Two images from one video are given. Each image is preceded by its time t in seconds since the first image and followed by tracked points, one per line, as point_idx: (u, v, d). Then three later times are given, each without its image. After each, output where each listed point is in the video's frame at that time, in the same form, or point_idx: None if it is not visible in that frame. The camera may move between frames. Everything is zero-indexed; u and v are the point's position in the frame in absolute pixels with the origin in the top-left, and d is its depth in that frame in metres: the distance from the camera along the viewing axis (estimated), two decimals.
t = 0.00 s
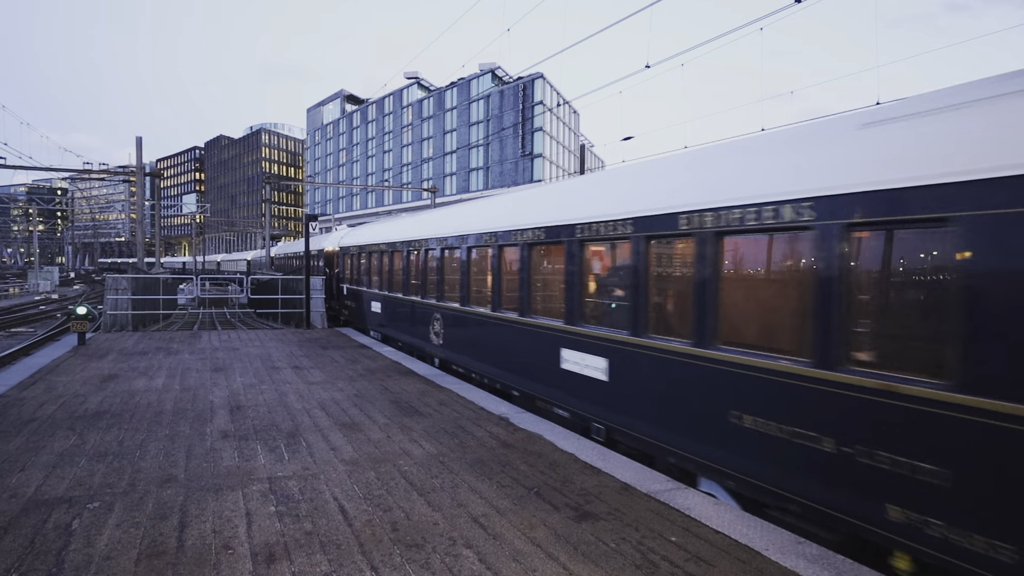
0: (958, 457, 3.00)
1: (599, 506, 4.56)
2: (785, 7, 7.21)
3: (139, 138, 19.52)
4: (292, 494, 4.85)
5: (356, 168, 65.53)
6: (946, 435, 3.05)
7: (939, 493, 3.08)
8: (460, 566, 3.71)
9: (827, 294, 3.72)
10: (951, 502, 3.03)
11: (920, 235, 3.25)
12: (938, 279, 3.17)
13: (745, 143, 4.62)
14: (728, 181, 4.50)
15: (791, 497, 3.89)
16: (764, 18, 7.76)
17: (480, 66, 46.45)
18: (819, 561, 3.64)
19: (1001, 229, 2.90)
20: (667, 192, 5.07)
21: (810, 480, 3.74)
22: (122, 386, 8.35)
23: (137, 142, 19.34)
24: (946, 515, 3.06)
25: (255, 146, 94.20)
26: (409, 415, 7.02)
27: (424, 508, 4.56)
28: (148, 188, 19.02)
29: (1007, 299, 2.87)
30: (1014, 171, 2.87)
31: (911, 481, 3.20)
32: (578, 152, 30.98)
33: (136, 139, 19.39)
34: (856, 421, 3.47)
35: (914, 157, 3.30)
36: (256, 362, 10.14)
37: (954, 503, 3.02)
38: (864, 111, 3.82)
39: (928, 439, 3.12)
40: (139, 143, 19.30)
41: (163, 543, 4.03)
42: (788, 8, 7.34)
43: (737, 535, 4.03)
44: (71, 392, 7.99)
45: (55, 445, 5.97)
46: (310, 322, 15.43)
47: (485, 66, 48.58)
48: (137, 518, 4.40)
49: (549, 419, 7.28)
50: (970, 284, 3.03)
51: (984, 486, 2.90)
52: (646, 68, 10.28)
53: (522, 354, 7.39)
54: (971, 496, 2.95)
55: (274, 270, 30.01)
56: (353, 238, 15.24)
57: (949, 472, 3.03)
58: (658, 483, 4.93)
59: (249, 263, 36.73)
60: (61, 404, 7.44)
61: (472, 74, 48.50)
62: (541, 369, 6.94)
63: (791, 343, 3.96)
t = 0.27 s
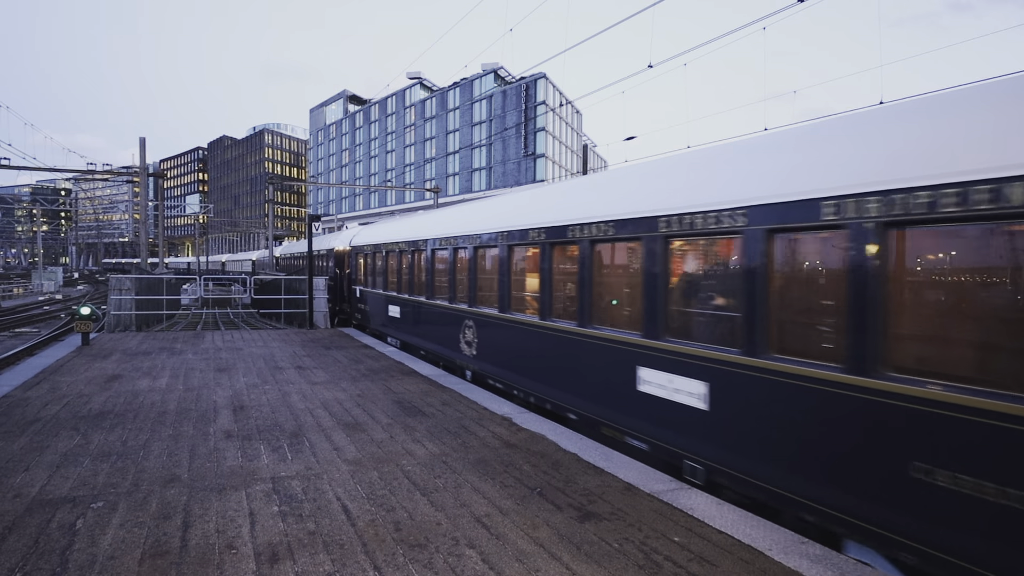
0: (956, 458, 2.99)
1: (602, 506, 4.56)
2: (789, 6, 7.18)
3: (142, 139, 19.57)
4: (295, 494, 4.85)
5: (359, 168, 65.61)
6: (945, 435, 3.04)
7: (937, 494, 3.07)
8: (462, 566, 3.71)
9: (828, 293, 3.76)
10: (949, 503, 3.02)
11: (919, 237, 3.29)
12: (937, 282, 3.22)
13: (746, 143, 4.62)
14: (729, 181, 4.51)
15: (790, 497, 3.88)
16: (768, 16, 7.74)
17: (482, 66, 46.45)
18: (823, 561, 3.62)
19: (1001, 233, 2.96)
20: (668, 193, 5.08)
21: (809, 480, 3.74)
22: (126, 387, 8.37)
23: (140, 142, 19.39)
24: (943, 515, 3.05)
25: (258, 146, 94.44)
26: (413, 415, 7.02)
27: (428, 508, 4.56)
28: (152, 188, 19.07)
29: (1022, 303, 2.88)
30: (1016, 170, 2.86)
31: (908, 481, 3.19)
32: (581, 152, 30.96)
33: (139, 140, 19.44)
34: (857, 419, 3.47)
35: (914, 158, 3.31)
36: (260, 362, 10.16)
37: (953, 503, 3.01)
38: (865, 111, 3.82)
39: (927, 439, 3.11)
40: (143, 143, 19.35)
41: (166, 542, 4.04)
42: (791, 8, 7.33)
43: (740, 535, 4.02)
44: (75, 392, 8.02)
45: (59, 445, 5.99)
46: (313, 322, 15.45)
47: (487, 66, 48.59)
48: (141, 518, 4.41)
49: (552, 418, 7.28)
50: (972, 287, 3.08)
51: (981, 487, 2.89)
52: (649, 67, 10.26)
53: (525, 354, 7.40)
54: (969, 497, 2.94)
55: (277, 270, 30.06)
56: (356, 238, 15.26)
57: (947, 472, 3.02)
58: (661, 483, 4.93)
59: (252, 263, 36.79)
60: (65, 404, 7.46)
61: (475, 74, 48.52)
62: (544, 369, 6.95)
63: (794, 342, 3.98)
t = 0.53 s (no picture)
0: (956, 458, 3.02)
1: (604, 506, 4.56)
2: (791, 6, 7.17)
3: (145, 138, 19.60)
4: (297, 493, 4.86)
5: (361, 168, 65.66)
6: (945, 436, 3.07)
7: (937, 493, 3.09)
8: (464, 566, 3.71)
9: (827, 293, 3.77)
10: (947, 502, 3.05)
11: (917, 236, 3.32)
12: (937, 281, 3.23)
13: (747, 144, 4.64)
14: (729, 182, 4.53)
15: (790, 497, 3.91)
16: (770, 17, 7.74)
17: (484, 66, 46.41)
18: (824, 561, 3.62)
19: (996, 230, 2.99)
20: (669, 193, 5.10)
21: (810, 480, 3.77)
22: (128, 386, 8.38)
23: (142, 142, 19.41)
24: (942, 515, 3.08)
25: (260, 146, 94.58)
26: (414, 415, 7.02)
27: (429, 508, 4.56)
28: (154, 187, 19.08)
29: None
30: (1016, 171, 2.86)
31: (907, 481, 3.22)
32: (583, 152, 30.94)
33: (142, 139, 19.47)
34: (856, 419, 3.50)
35: (913, 160, 3.33)
36: (262, 362, 10.16)
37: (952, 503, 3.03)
38: (866, 112, 3.84)
39: (926, 440, 3.15)
40: (145, 143, 19.37)
41: (169, 541, 4.04)
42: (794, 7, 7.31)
43: (742, 535, 4.02)
44: (77, 392, 8.03)
45: (61, 444, 6.00)
46: (315, 322, 15.46)
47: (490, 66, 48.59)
48: (144, 517, 4.42)
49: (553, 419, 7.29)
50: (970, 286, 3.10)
51: (980, 487, 2.92)
52: (652, 67, 10.25)
53: (527, 354, 7.42)
54: (967, 497, 2.97)
55: (279, 270, 30.07)
56: (358, 238, 15.26)
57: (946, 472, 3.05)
58: (663, 484, 4.93)
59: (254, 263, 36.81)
60: (68, 404, 7.47)
61: (477, 74, 48.54)
62: (547, 369, 6.94)
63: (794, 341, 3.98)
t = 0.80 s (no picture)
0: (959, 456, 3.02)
1: (607, 505, 4.55)
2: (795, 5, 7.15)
3: (148, 139, 19.63)
4: (300, 493, 4.86)
5: (364, 168, 65.72)
6: (947, 436, 3.07)
7: (938, 492, 3.10)
8: (468, 566, 3.71)
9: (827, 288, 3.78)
10: (948, 502, 3.07)
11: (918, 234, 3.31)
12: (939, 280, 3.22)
13: (749, 144, 4.65)
14: (731, 181, 4.53)
15: (791, 496, 3.92)
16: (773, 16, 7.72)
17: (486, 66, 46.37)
18: (828, 561, 3.62)
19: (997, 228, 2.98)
20: (671, 192, 5.11)
21: (812, 479, 3.77)
22: (132, 386, 8.39)
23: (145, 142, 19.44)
24: (944, 513, 3.08)
25: (263, 146, 94.74)
26: (417, 415, 7.02)
27: (433, 507, 4.56)
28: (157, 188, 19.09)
29: None
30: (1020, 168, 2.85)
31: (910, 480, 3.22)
32: (585, 152, 30.90)
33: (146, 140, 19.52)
34: (857, 419, 3.50)
35: (913, 159, 3.33)
36: (265, 362, 10.17)
37: (954, 501, 3.04)
38: (867, 112, 3.84)
39: (928, 439, 3.14)
40: (148, 144, 19.41)
41: (173, 541, 4.05)
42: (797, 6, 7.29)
43: (746, 535, 4.01)
44: (81, 391, 8.05)
45: (66, 443, 6.01)
46: (318, 322, 15.47)
47: (492, 66, 48.59)
48: (148, 517, 4.43)
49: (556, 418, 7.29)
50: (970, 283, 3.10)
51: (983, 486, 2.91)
52: (655, 66, 10.21)
53: (529, 354, 7.43)
54: (969, 497, 2.98)
55: (283, 270, 30.09)
56: (361, 238, 15.27)
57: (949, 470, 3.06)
58: (666, 483, 4.92)
59: (258, 263, 36.86)
60: (72, 403, 7.49)
61: (479, 74, 48.53)
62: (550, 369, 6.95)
63: (797, 341, 3.97)
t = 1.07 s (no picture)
0: (961, 458, 3.00)
1: (610, 505, 4.55)
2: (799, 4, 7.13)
3: (152, 139, 19.68)
4: (303, 492, 4.87)
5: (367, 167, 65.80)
6: (949, 435, 3.05)
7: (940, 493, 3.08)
8: (470, 566, 3.71)
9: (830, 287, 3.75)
10: (949, 502, 3.05)
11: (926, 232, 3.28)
12: (944, 281, 3.19)
13: (751, 143, 4.64)
14: (734, 181, 4.52)
15: (792, 496, 3.91)
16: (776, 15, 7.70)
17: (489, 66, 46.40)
18: (831, 561, 3.60)
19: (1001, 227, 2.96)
20: (673, 191, 5.11)
21: (812, 479, 3.75)
22: (135, 386, 8.41)
23: (149, 142, 19.50)
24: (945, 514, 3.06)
25: (266, 146, 94.93)
26: (420, 415, 7.03)
27: (436, 507, 4.56)
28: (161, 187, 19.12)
29: None
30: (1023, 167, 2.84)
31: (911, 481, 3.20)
32: (588, 151, 30.91)
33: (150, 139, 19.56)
34: (859, 419, 3.48)
35: (915, 159, 3.33)
36: (269, 361, 10.18)
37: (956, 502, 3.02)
38: (870, 111, 3.83)
39: (930, 440, 3.12)
40: (152, 144, 19.47)
41: (176, 540, 4.06)
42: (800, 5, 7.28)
43: (748, 535, 4.00)
44: (85, 391, 8.07)
45: (70, 443, 6.03)
46: (322, 321, 15.49)
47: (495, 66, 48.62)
48: (151, 516, 4.44)
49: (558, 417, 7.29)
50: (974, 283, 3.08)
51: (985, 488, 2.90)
52: (659, 66, 10.21)
53: (531, 353, 7.42)
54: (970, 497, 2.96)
55: (286, 270, 30.16)
56: (364, 238, 15.29)
57: (950, 471, 3.04)
58: (669, 483, 4.91)
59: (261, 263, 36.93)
60: (76, 403, 7.52)
61: (482, 74, 48.56)
62: (552, 369, 6.94)
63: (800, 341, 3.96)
